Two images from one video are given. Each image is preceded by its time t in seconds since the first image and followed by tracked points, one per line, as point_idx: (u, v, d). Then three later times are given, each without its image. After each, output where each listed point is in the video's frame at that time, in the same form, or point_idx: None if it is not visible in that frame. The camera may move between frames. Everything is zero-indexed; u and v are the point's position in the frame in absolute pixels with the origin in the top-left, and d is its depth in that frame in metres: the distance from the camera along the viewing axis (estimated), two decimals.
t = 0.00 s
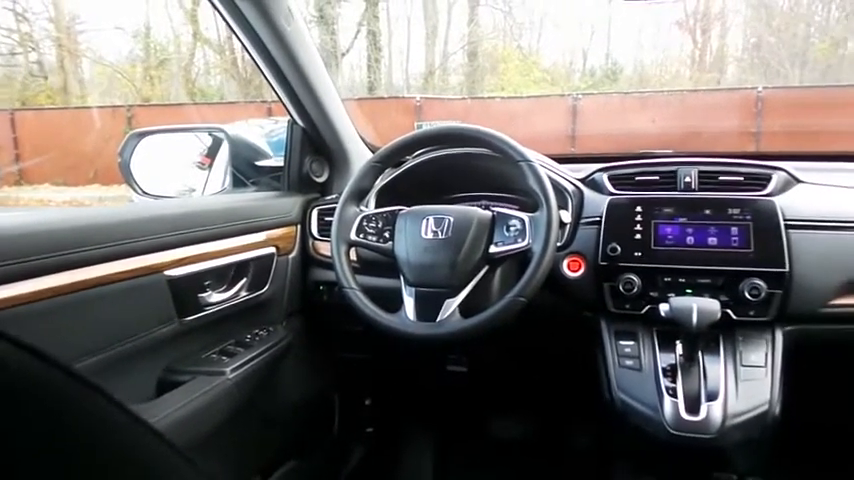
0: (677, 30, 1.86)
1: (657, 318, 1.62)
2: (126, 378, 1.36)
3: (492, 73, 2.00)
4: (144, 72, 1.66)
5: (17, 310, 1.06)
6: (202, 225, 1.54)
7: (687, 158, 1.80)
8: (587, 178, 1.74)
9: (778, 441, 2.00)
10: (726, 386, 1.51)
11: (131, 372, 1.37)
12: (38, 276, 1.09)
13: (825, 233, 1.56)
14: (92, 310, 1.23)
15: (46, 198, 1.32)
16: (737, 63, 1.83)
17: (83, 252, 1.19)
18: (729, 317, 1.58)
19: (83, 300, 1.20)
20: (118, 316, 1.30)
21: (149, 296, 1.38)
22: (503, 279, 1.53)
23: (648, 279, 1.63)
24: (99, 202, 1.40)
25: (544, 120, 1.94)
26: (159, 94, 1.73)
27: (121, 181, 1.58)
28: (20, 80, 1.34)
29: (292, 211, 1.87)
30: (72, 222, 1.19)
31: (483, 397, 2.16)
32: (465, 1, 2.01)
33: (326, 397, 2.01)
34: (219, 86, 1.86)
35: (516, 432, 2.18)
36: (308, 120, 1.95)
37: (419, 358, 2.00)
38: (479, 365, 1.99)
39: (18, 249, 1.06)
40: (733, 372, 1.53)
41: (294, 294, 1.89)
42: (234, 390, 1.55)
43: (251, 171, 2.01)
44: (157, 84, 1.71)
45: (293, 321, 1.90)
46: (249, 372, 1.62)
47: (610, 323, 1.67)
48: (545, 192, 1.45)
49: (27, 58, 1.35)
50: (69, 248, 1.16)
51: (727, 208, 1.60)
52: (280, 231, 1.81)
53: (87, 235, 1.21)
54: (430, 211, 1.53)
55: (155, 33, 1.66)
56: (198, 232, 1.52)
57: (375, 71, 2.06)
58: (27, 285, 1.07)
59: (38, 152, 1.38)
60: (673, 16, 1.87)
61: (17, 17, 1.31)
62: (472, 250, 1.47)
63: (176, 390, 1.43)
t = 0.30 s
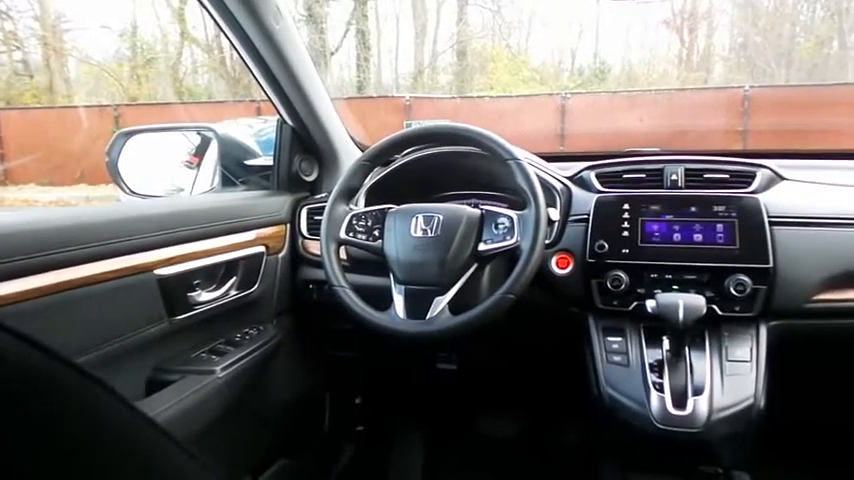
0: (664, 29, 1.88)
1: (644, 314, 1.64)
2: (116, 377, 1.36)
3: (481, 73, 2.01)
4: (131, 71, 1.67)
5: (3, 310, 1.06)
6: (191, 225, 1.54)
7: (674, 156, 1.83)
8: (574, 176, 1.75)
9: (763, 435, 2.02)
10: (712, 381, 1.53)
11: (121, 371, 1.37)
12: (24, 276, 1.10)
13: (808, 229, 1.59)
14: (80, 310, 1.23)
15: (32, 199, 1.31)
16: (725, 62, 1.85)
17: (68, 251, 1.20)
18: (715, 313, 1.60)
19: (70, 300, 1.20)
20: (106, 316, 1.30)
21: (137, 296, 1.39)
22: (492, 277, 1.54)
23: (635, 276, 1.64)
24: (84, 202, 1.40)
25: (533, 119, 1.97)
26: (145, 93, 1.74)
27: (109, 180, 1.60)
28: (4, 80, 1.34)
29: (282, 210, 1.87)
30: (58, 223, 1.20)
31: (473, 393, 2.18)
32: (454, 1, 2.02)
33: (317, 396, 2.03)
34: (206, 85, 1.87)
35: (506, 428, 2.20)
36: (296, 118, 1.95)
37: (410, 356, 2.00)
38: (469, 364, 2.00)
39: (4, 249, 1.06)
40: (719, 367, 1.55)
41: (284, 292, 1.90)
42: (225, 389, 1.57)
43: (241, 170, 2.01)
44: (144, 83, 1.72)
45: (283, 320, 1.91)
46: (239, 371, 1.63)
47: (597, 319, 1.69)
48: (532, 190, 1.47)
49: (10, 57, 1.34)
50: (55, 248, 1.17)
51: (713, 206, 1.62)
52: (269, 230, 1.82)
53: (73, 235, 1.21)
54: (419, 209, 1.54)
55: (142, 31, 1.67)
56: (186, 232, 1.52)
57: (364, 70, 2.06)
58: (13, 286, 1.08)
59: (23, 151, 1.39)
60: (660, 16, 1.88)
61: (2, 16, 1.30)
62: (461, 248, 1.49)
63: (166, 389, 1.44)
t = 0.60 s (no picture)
0: (650, 28, 1.89)
1: (630, 312, 1.66)
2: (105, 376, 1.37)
3: (469, 72, 2.03)
4: (116, 71, 1.68)
5: None
6: (180, 224, 1.55)
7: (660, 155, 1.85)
8: (560, 176, 1.77)
9: (746, 432, 2.05)
10: (695, 377, 1.55)
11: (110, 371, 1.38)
12: (16, 276, 1.11)
13: (789, 228, 1.61)
14: (71, 310, 1.24)
15: (17, 200, 1.31)
16: (710, 62, 1.87)
17: (60, 252, 1.21)
18: (699, 310, 1.62)
19: (61, 301, 1.21)
20: (97, 315, 1.31)
21: (128, 296, 1.40)
22: (479, 276, 1.56)
23: (620, 274, 1.67)
24: (70, 203, 1.40)
25: (521, 119, 1.99)
26: (131, 94, 1.74)
27: (97, 182, 1.60)
28: None
29: (270, 210, 1.88)
30: (50, 223, 1.21)
31: (460, 390, 2.20)
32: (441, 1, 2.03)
33: (305, 395, 2.04)
34: (193, 84, 1.87)
35: (494, 427, 2.21)
36: (284, 119, 1.96)
37: (399, 354, 1.99)
38: (457, 361, 2.01)
39: None
40: (702, 364, 1.57)
41: (273, 292, 1.91)
42: (214, 388, 1.57)
43: (229, 171, 2.02)
44: (130, 84, 1.73)
45: (272, 320, 1.91)
46: (228, 372, 1.64)
47: (583, 317, 1.71)
48: (519, 190, 1.49)
49: None
50: (47, 249, 1.18)
51: (696, 204, 1.65)
52: (258, 230, 1.83)
53: (64, 236, 1.22)
54: (407, 209, 1.56)
55: (127, 31, 1.67)
56: (176, 232, 1.53)
57: (351, 70, 2.08)
58: (6, 285, 1.09)
59: (9, 150, 1.39)
60: (645, 16, 1.89)
61: None
62: (449, 248, 1.50)
63: (155, 389, 1.45)
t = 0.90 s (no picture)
0: (638, 30, 1.91)
1: (617, 311, 1.68)
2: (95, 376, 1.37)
3: (458, 73, 2.04)
4: (104, 70, 1.67)
5: None
6: (170, 224, 1.55)
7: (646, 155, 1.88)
8: (549, 176, 1.79)
9: (732, 429, 2.07)
10: (682, 375, 1.57)
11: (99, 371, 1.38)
12: (7, 277, 1.11)
13: (773, 226, 1.63)
14: (62, 310, 1.25)
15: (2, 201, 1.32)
16: (698, 62, 1.90)
17: (52, 251, 1.21)
18: (685, 308, 1.64)
19: (52, 301, 1.22)
20: (87, 316, 1.32)
21: (118, 296, 1.40)
22: (469, 275, 1.57)
23: (608, 273, 1.68)
24: (58, 203, 1.40)
25: (509, 118, 2.00)
26: (119, 93, 1.74)
27: (85, 183, 1.61)
28: None
29: (260, 210, 1.89)
30: (41, 224, 1.21)
31: (449, 388, 2.21)
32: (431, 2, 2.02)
33: (295, 395, 2.04)
34: (182, 84, 1.87)
35: (484, 426, 2.22)
36: (274, 119, 1.97)
37: (388, 354, 2.00)
38: (447, 360, 2.02)
39: None
40: (689, 362, 1.59)
41: (262, 292, 1.91)
42: (203, 389, 1.58)
43: (219, 171, 2.02)
44: (117, 83, 1.72)
45: (262, 321, 1.92)
46: (218, 372, 1.64)
47: (572, 316, 1.73)
48: (507, 190, 1.50)
49: None
50: (38, 249, 1.18)
51: (682, 204, 1.66)
52: (248, 231, 1.83)
53: (55, 236, 1.22)
54: (396, 209, 1.56)
55: (115, 30, 1.67)
56: (166, 232, 1.54)
57: (341, 70, 2.07)
58: None
59: None
60: (633, 16, 1.90)
61: None
62: (438, 248, 1.51)
63: (145, 388, 1.45)
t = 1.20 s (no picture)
0: (625, 30, 1.92)
1: (605, 310, 1.69)
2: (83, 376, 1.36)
3: (447, 73, 2.05)
4: (90, 69, 1.66)
5: None
6: (159, 225, 1.55)
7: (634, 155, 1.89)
8: (537, 176, 1.80)
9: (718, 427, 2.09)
10: (669, 374, 1.58)
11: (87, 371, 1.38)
12: None
13: (759, 226, 1.65)
14: (51, 310, 1.24)
15: None
16: (685, 63, 1.91)
17: (41, 251, 1.21)
18: (672, 307, 1.65)
19: (41, 301, 1.22)
20: (76, 316, 1.32)
21: (107, 296, 1.40)
22: (458, 275, 1.57)
23: (595, 273, 1.69)
24: (43, 204, 1.40)
25: (498, 119, 2.01)
26: (105, 93, 1.73)
27: (72, 184, 1.60)
28: None
29: (248, 210, 1.88)
30: (29, 224, 1.21)
31: (438, 388, 2.21)
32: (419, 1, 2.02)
33: (284, 395, 2.04)
34: (169, 84, 1.87)
35: (473, 426, 2.23)
36: (262, 120, 1.97)
37: (377, 353, 2.00)
38: (435, 360, 2.03)
39: None
40: (675, 360, 1.60)
41: (251, 292, 1.90)
42: (191, 389, 1.57)
43: (206, 172, 2.01)
44: (105, 84, 1.71)
45: (250, 321, 1.92)
46: (206, 372, 1.64)
47: (560, 315, 1.74)
48: (496, 190, 1.51)
49: None
50: (27, 249, 1.18)
51: (669, 205, 1.68)
52: (237, 231, 1.83)
53: (43, 236, 1.22)
54: (385, 209, 1.57)
55: (101, 30, 1.66)
56: (155, 232, 1.53)
57: (329, 70, 2.09)
58: None
59: None
60: (622, 17, 1.92)
61: None
62: (426, 248, 1.52)
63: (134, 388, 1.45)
